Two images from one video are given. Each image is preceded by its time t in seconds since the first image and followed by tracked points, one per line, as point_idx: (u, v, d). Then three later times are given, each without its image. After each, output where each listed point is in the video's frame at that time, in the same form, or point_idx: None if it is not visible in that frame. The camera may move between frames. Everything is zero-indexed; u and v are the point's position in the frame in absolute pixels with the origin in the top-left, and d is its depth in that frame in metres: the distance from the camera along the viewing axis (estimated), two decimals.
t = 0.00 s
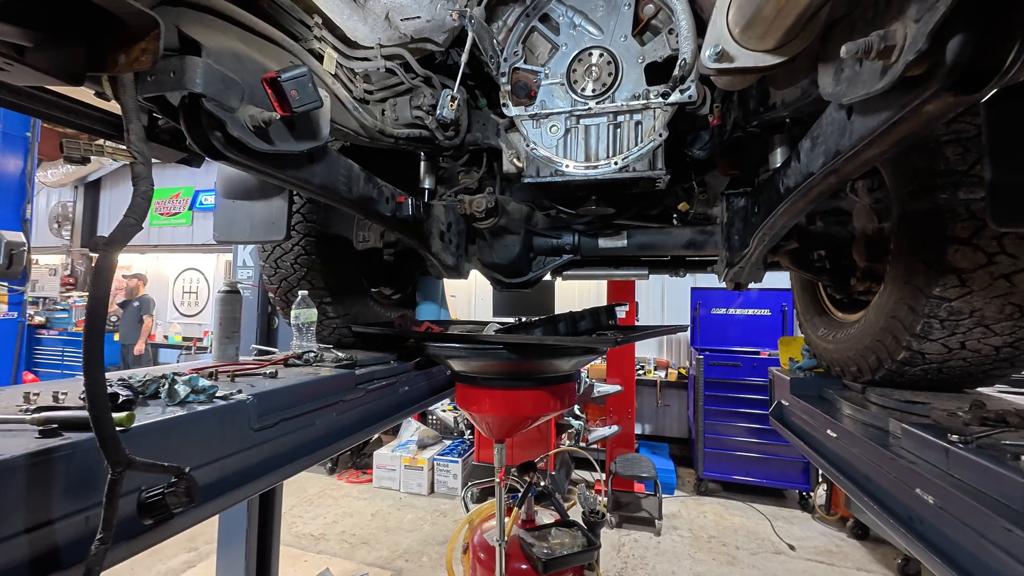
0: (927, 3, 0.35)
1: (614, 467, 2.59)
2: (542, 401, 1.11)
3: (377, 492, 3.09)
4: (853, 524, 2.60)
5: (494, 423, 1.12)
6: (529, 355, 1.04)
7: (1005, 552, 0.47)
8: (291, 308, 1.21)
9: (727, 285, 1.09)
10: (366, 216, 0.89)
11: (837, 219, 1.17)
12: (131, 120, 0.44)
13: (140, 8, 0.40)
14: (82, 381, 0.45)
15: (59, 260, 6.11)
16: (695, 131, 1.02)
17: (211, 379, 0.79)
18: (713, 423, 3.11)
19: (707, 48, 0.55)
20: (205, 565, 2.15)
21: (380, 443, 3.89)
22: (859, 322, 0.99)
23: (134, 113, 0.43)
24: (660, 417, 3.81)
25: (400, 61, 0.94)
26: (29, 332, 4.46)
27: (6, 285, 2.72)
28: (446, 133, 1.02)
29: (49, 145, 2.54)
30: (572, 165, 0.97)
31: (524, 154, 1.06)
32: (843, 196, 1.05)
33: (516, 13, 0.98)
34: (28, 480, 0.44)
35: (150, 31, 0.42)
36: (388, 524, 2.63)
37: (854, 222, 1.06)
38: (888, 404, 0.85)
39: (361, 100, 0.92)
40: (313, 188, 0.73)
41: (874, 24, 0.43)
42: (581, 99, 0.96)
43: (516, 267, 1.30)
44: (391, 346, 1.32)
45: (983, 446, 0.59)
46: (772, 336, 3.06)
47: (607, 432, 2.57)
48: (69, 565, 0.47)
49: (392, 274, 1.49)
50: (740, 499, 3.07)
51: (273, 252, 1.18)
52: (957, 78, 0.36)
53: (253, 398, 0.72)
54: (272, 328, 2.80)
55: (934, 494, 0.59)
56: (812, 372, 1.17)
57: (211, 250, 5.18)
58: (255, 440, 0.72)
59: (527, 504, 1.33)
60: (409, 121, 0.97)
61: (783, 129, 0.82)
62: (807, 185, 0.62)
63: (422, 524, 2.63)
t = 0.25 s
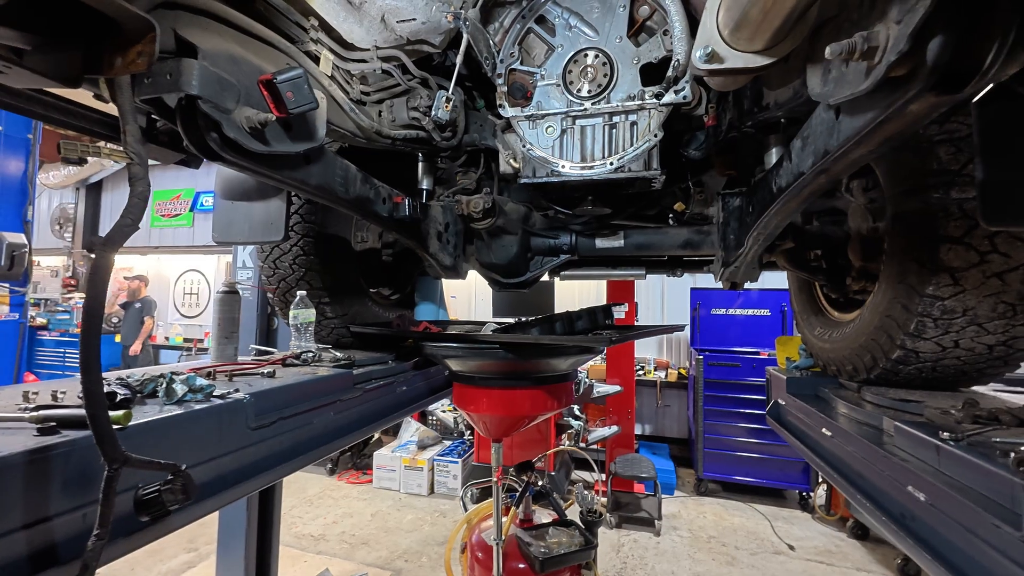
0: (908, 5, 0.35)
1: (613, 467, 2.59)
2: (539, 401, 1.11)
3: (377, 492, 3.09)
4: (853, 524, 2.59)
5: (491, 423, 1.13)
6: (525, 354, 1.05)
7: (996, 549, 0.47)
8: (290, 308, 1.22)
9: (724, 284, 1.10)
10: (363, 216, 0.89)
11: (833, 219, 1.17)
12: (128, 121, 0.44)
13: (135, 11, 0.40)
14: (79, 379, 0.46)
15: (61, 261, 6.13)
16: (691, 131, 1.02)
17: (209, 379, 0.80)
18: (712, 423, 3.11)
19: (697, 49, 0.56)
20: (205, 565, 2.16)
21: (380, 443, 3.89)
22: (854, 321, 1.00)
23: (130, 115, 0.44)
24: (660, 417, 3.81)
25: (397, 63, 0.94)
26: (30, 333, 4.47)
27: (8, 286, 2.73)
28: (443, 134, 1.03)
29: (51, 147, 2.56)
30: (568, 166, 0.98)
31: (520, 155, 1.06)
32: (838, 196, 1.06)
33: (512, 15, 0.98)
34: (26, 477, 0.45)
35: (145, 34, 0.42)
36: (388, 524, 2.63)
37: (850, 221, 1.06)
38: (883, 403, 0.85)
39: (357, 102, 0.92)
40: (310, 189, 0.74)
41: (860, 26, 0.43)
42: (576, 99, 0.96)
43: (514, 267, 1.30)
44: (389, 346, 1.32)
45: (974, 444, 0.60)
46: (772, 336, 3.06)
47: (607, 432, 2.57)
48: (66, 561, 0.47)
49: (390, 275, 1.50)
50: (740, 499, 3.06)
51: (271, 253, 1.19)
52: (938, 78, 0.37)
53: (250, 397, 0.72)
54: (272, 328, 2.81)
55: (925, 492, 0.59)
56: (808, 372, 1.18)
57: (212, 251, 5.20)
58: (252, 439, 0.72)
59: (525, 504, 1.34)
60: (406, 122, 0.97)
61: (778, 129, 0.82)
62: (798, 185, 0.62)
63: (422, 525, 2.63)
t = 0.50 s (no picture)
0: (895, 14, 0.36)
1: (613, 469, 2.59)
2: (537, 404, 1.11)
3: (377, 494, 3.09)
4: (854, 527, 2.59)
5: (490, 425, 1.13)
6: (524, 357, 1.05)
7: (986, 552, 0.48)
8: (289, 311, 1.23)
9: (721, 287, 1.10)
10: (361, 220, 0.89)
11: (830, 222, 1.18)
12: (127, 128, 0.45)
13: (134, 20, 0.41)
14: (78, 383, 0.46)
15: (62, 263, 6.15)
16: (688, 135, 1.03)
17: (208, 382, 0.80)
18: (712, 425, 3.11)
19: (691, 55, 0.56)
20: (204, 566, 2.16)
21: (380, 446, 3.89)
22: (852, 324, 1.00)
23: (129, 121, 0.44)
24: (661, 419, 3.81)
25: (394, 67, 0.95)
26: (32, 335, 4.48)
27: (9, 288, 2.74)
28: (442, 138, 1.03)
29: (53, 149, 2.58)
30: (566, 170, 0.98)
31: (518, 158, 1.05)
32: (835, 200, 1.06)
33: (510, 19, 0.98)
34: (26, 480, 0.45)
35: (144, 43, 0.43)
36: (388, 526, 2.64)
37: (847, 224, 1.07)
38: (879, 406, 0.85)
39: (355, 106, 0.93)
40: (308, 194, 0.74)
41: (850, 33, 0.44)
42: (574, 104, 0.97)
43: (513, 270, 1.31)
44: (388, 349, 1.33)
45: (968, 448, 0.60)
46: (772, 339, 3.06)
47: (606, 435, 2.57)
48: (64, 564, 0.48)
49: (389, 277, 1.51)
50: (741, 502, 3.06)
51: (271, 256, 1.20)
52: (925, 87, 0.37)
53: (248, 400, 0.73)
54: (273, 330, 2.81)
55: (920, 495, 0.60)
56: (807, 374, 1.18)
57: (213, 253, 5.21)
58: (250, 442, 0.73)
59: (524, 506, 1.34)
60: (405, 126, 0.98)
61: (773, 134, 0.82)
62: (792, 189, 0.63)
63: (421, 527, 2.63)
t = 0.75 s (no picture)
0: (901, 14, 0.36)
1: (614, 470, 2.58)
2: (539, 405, 1.11)
3: (378, 495, 3.09)
4: (856, 529, 2.58)
5: (491, 426, 1.13)
6: (526, 358, 1.05)
7: (993, 555, 0.47)
8: (291, 312, 1.23)
9: (724, 288, 1.09)
10: (363, 220, 0.89)
11: (834, 223, 1.17)
12: (130, 129, 0.45)
13: (139, 22, 0.41)
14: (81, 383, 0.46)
15: (65, 264, 6.17)
16: (691, 135, 1.03)
17: (210, 383, 0.80)
18: (714, 426, 3.10)
19: (694, 56, 0.56)
20: (206, 567, 2.16)
21: (381, 446, 3.89)
22: (855, 325, 1.00)
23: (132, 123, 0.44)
24: (662, 420, 3.80)
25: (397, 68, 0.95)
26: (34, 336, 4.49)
27: (12, 288, 2.75)
28: (444, 139, 1.01)
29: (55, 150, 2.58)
30: (568, 170, 0.98)
31: (520, 159, 1.04)
32: (838, 200, 1.05)
33: (512, 20, 0.99)
34: (28, 481, 0.45)
35: (148, 44, 0.43)
36: (389, 527, 2.63)
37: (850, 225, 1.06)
38: (883, 408, 0.85)
39: (358, 107, 0.93)
40: (310, 194, 0.74)
41: (854, 34, 0.43)
42: (576, 104, 0.97)
43: (515, 271, 1.32)
44: (390, 350, 1.32)
45: (973, 450, 0.59)
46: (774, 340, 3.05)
47: (608, 436, 2.56)
48: (66, 565, 0.48)
49: (391, 278, 1.51)
50: (743, 503, 3.05)
51: (273, 257, 1.20)
52: (932, 86, 0.37)
53: (250, 401, 0.73)
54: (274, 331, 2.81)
55: (926, 498, 0.59)
56: (810, 376, 1.17)
57: (214, 254, 5.22)
58: (252, 443, 0.73)
59: (526, 508, 1.33)
60: (407, 127, 0.98)
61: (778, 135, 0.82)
62: (797, 190, 0.62)
63: (423, 528, 2.63)
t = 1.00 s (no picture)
0: (908, 14, 0.35)
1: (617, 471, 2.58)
2: (542, 406, 1.11)
3: (381, 496, 3.09)
4: (860, 531, 2.57)
5: (494, 427, 1.13)
6: (528, 359, 1.05)
7: (999, 557, 0.47)
8: (294, 312, 1.23)
9: (727, 289, 1.09)
10: (367, 221, 0.89)
11: (838, 223, 1.17)
12: (136, 130, 0.45)
13: (144, 23, 0.41)
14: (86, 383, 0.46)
15: (68, 264, 6.19)
16: (694, 136, 1.03)
17: (214, 383, 0.80)
18: (717, 428, 3.10)
19: (699, 56, 0.56)
20: (209, 568, 2.16)
21: (383, 447, 3.89)
22: (860, 326, 0.99)
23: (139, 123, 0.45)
24: (664, 421, 3.80)
25: (401, 69, 0.96)
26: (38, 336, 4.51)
27: (16, 289, 2.77)
28: (447, 140, 1.04)
29: (60, 151, 2.60)
30: (571, 171, 0.98)
31: (523, 160, 1.05)
32: (842, 201, 1.05)
33: (516, 21, 1.00)
34: (34, 481, 0.45)
35: (153, 45, 0.43)
36: (391, 528, 2.63)
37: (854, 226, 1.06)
38: (888, 409, 0.85)
39: (362, 109, 0.91)
40: (314, 195, 0.74)
41: (860, 34, 0.43)
42: (579, 105, 0.97)
43: (517, 271, 1.31)
44: (392, 350, 1.33)
45: (980, 451, 0.59)
46: (777, 341, 3.05)
47: (610, 437, 2.56)
48: (71, 565, 0.48)
49: (394, 279, 1.51)
50: (745, 505, 3.04)
51: (276, 257, 1.20)
52: (938, 87, 0.37)
53: (254, 401, 0.73)
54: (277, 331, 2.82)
55: (931, 499, 0.59)
56: (813, 377, 1.17)
57: (217, 255, 5.23)
58: (256, 443, 0.73)
59: (528, 508, 1.33)
60: (410, 128, 0.98)
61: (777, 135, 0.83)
62: (801, 191, 0.62)
63: (425, 529, 2.63)
